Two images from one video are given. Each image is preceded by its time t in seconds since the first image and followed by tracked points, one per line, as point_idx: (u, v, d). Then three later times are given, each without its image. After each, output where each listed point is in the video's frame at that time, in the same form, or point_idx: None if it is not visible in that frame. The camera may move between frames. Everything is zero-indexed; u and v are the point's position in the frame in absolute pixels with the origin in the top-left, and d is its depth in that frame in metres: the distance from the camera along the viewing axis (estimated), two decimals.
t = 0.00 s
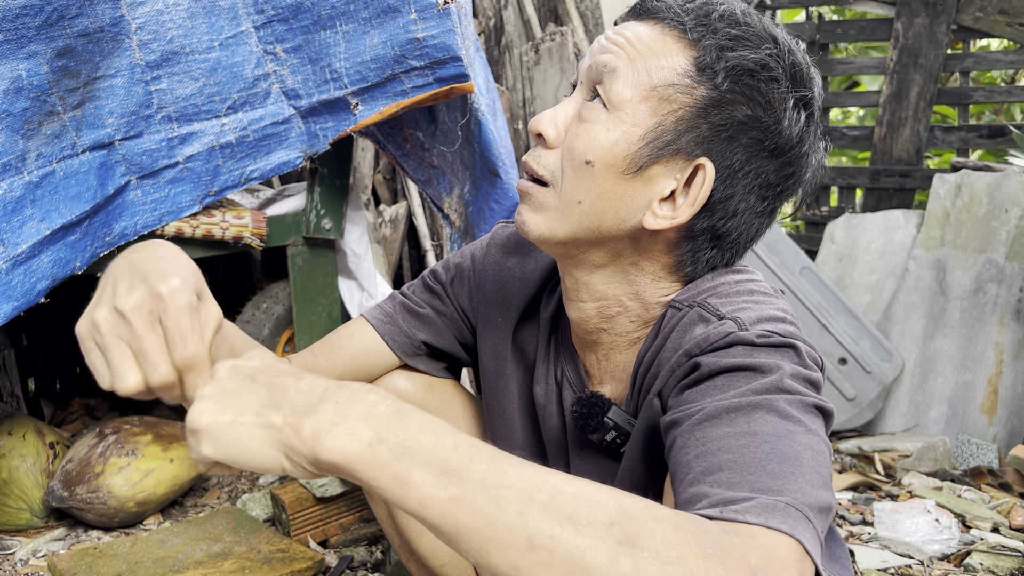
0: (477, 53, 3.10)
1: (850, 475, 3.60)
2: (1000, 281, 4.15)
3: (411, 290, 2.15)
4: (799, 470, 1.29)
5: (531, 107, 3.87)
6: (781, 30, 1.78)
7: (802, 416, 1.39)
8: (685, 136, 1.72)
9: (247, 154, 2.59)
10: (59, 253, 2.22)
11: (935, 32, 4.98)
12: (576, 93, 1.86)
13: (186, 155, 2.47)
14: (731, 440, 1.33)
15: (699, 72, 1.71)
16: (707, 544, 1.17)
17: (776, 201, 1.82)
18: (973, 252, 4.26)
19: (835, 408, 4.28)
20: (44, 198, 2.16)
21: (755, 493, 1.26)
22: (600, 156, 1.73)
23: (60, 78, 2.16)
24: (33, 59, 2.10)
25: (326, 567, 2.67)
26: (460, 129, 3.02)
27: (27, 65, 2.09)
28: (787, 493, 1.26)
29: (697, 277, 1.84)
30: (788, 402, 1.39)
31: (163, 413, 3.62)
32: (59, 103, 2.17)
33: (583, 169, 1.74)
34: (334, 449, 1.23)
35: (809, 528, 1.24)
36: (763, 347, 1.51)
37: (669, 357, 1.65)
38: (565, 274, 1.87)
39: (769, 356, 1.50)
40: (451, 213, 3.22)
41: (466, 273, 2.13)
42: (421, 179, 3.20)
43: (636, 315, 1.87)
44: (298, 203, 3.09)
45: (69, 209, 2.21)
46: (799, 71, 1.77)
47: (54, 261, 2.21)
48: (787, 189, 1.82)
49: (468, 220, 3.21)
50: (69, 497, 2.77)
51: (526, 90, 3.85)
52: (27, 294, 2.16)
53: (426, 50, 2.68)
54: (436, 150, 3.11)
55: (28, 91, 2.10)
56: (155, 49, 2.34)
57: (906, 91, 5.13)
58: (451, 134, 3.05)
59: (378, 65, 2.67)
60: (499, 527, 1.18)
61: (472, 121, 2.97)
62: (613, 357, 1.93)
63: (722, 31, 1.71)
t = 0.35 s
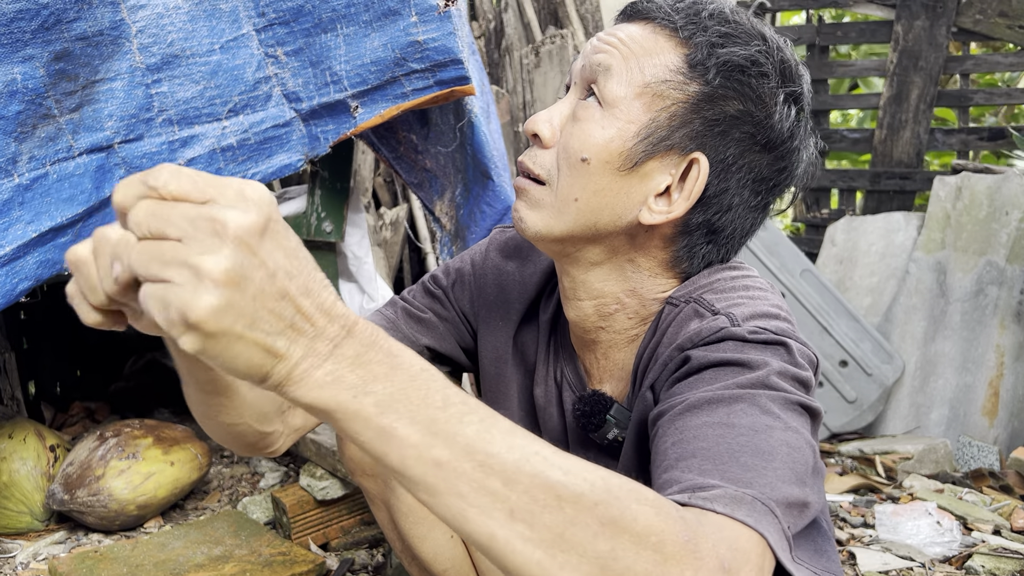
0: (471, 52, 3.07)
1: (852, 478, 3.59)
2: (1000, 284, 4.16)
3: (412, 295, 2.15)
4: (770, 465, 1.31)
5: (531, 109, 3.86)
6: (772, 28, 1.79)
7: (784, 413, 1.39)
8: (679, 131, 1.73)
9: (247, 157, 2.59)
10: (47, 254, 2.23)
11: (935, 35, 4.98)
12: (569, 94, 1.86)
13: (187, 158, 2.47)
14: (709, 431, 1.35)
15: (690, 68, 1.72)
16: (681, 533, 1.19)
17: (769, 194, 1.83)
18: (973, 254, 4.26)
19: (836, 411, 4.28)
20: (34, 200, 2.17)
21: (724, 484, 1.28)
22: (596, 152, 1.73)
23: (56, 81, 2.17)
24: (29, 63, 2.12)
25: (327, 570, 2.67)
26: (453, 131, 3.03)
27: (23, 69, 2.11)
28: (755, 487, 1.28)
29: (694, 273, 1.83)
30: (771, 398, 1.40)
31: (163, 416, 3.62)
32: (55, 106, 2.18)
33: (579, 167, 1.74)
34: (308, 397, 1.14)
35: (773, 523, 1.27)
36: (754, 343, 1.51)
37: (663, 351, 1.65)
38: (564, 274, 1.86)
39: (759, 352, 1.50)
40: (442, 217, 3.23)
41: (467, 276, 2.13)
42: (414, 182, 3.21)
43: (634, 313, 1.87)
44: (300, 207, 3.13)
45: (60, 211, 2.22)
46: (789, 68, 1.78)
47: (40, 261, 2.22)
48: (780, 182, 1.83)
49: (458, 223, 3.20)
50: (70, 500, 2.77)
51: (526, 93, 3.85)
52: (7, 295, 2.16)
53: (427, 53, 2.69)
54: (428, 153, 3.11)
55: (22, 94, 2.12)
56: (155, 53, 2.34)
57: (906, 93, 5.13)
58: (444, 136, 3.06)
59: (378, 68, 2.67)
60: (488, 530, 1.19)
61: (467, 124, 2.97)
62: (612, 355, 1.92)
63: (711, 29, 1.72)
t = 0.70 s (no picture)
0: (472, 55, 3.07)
1: (851, 480, 3.59)
2: (1000, 286, 4.15)
3: (417, 294, 2.15)
4: (793, 469, 1.31)
5: (531, 112, 3.87)
6: (789, 38, 1.79)
7: (798, 414, 1.39)
8: (691, 142, 1.73)
9: (247, 160, 2.60)
10: (45, 257, 2.25)
11: (934, 37, 4.98)
12: (581, 98, 1.87)
13: (188, 161, 2.47)
14: (726, 444, 1.35)
15: (705, 80, 1.71)
16: (686, 555, 1.22)
17: (781, 207, 1.82)
18: (973, 256, 4.26)
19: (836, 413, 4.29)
20: (34, 203, 2.19)
21: (751, 495, 1.28)
22: (608, 161, 1.74)
23: (56, 85, 2.18)
24: (28, 66, 2.13)
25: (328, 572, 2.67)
26: (454, 134, 3.03)
27: (23, 73, 2.12)
28: (781, 492, 1.28)
29: (701, 283, 1.83)
30: (784, 401, 1.39)
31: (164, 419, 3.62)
32: (54, 110, 2.19)
33: (590, 175, 1.75)
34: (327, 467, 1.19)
35: (807, 527, 1.26)
36: (760, 351, 1.51)
37: (670, 363, 1.65)
38: (568, 280, 1.87)
39: (766, 358, 1.49)
40: (444, 219, 3.23)
41: (470, 277, 2.13)
42: (415, 185, 3.21)
43: (639, 319, 1.87)
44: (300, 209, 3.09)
45: (59, 214, 2.24)
46: (805, 79, 1.77)
47: (39, 264, 2.23)
48: (792, 196, 1.82)
49: (459, 225, 3.20)
50: (71, 503, 2.77)
51: (526, 96, 3.85)
52: (6, 297, 2.18)
53: (427, 56, 2.67)
54: (430, 155, 3.10)
55: (22, 98, 2.13)
56: (156, 56, 2.34)
57: (905, 96, 5.14)
58: (445, 140, 3.06)
59: (378, 71, 2.66)
60: (486, 558, 1.24)
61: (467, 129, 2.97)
62: (616, 361, 1.93)
63: (728, 39, 1.71)
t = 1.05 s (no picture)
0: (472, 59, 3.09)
1: (851, 481, 3.59)
2: (998, 286, 4.15)
3: (407, 301, 2.15)
4: (787, 471, 1.29)
5: (530, 114, 3.87)
6: (766, 34, 1.80)
7: (792, 417, 1.38)
8: (675, 141, 1.73)
9: (246, 162, 2.60)
10: (45, 260, 2.24)
11: (932, 38, 4.98)
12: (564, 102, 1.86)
13: (187, 163, 2.47)
14: (721, 440, 1.34)
15: (686, 78, 1.72)
16: (702, 544, 1.18)
17: (766, 202, 1.84)
18: (971, 257, 4.26)
19: (835, 414, 4.30)
20: (33, 205, 2.18)
21: (744, 495, 1.27)
22: (593, 163, 1.73)
23: (55, 87, 2.18)
24: (27, 68, 2.13)
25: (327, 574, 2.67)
26: (454, 136, 3.03)
27: (21, 75, 2.13)
28: (775, 494, 1.27)
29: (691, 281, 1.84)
30: (779, 403, 1.39)
31: (163, 421, 3.63)
32: (53, 112, 2.20)
33: (576, 178, 1.74)
34: (343, 416, 1.20)
35: (798, 531, 1.25)
36: (755, 349, 1.51)
37: (665, 359, 1.65)
38: (563, 281, 1.87)
39: (761, 357, 1.49)
40: (443, 221, 3.23)
41: (459, 281, 2.13)
42: (414, 187, 3.20)
43: (633, 321, 1.87)
44: (298, 211, 3.12)
45: (59, 217, 2.23)
46: (786, 74, 1.78)
47: (39, 267, 2.22)
48: (777, 190, 1.84)
49: (458, 227, 3.21)
50: (69, 505, 2.77)
51: (525, 97, 3.86)
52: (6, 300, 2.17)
53: (426, 58, 2.69)
54: (429, 157, 3.10)
55: (21, 100, 2.13)
56: (154, 58, 2.35)
57: (903, 97, 5.14)
58: (444, 141, 3.06)
59: (376, 73, 2.67)
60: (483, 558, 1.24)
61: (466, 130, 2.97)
62: (610, 362, 1.93)
63: (705, 37, 1.73)
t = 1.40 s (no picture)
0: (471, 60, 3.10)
1: (850, 482, 3.60)
2: (997, 286, 4.15)
3: (408, 298, 2.16)
4: (802, 471, 1.30)
5: (529, 115, 3.87)
6: (768, 36, 1.80)
7: (804, 421, 1.39)
8: (676, 144, 1.73)
9: (245, 163, 2.60)
10: (44, 261, 2.25)
11: (931, 39, 4.99)
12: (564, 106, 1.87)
13: (185, 165, 2.48)
14: (738, 440, 1.34)
15: (688, 81, 1.72)
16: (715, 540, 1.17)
17: (768, 204, 1.84)
18: (970, 257, 4.27)
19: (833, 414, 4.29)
20: (32, 208, 2.19)
21: (761, 491, 1.26)
22: (594, 164, 1.73)
23: (53, 90, 2.18)
24: (26, 71, 2.14)
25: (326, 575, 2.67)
26: (450, 137, 3.04)
27: (19, 78, 2.13)
28: (791, 492, 1.27)
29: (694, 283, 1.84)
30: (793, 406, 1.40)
31: (162, 422, 3.63)
32: (52, 114, 2.20)
33: (578, 178, 1.75)
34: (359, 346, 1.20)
35: (812, 530, 1.25)
36: (765, 352, 1.51)
37: (672, 362, 1.65)
38: (563, 283, 1.87)
39: (772, 360, 1.50)
40: (440, 222, 3.23)
41: (461, 280, 2.14)
42: (412, 187, 3.21)
43: (635, 323, 1.87)
44: (295, 212, 3.11)
45: (57, 219, 2.24)
46: (787, 76, 1.78)
47: (37, 269, 2.23)
48: (778, 192, 1.84)
49: (456, 228, 3.21)
50: (68, 506, 2.77)
51: (524, 98, 3.86)
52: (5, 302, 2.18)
53: (423, 59, 2.68)
54: (426, 158, 3.11)
55: (20, 102, 2.13)
56: (153, 60, 2.35)
57: (902, 97, 5.15)
58: (442, 143, 3.07)
59: (375, 74, 2.66)
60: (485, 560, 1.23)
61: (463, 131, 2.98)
62: (612, 362, 1.92)
63: (705, 39, 1.73)
